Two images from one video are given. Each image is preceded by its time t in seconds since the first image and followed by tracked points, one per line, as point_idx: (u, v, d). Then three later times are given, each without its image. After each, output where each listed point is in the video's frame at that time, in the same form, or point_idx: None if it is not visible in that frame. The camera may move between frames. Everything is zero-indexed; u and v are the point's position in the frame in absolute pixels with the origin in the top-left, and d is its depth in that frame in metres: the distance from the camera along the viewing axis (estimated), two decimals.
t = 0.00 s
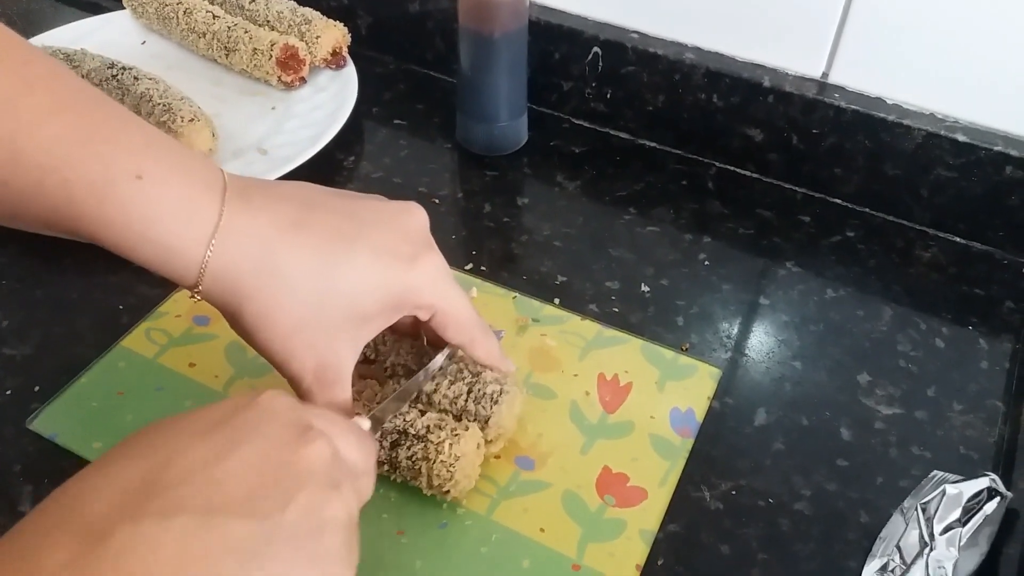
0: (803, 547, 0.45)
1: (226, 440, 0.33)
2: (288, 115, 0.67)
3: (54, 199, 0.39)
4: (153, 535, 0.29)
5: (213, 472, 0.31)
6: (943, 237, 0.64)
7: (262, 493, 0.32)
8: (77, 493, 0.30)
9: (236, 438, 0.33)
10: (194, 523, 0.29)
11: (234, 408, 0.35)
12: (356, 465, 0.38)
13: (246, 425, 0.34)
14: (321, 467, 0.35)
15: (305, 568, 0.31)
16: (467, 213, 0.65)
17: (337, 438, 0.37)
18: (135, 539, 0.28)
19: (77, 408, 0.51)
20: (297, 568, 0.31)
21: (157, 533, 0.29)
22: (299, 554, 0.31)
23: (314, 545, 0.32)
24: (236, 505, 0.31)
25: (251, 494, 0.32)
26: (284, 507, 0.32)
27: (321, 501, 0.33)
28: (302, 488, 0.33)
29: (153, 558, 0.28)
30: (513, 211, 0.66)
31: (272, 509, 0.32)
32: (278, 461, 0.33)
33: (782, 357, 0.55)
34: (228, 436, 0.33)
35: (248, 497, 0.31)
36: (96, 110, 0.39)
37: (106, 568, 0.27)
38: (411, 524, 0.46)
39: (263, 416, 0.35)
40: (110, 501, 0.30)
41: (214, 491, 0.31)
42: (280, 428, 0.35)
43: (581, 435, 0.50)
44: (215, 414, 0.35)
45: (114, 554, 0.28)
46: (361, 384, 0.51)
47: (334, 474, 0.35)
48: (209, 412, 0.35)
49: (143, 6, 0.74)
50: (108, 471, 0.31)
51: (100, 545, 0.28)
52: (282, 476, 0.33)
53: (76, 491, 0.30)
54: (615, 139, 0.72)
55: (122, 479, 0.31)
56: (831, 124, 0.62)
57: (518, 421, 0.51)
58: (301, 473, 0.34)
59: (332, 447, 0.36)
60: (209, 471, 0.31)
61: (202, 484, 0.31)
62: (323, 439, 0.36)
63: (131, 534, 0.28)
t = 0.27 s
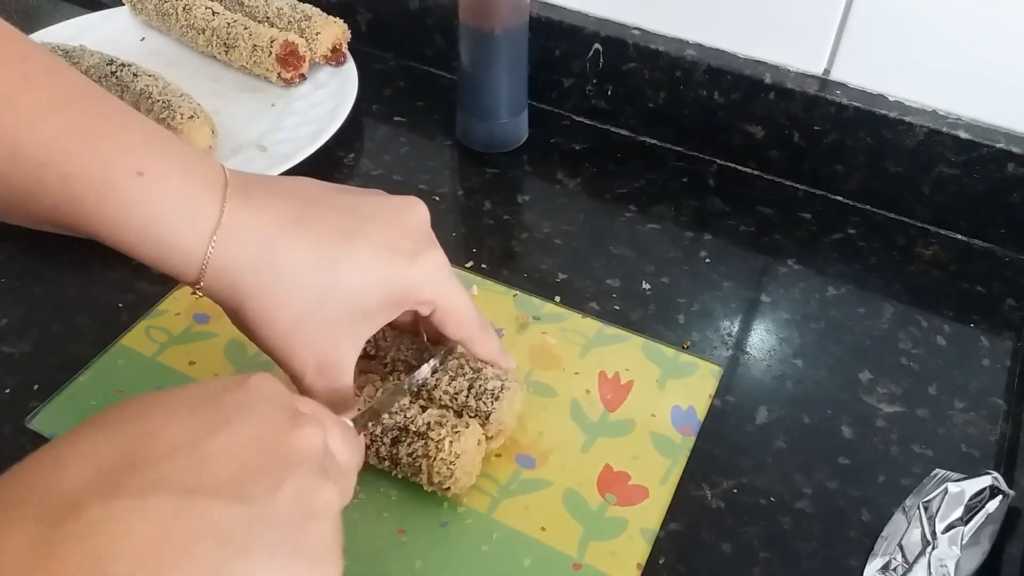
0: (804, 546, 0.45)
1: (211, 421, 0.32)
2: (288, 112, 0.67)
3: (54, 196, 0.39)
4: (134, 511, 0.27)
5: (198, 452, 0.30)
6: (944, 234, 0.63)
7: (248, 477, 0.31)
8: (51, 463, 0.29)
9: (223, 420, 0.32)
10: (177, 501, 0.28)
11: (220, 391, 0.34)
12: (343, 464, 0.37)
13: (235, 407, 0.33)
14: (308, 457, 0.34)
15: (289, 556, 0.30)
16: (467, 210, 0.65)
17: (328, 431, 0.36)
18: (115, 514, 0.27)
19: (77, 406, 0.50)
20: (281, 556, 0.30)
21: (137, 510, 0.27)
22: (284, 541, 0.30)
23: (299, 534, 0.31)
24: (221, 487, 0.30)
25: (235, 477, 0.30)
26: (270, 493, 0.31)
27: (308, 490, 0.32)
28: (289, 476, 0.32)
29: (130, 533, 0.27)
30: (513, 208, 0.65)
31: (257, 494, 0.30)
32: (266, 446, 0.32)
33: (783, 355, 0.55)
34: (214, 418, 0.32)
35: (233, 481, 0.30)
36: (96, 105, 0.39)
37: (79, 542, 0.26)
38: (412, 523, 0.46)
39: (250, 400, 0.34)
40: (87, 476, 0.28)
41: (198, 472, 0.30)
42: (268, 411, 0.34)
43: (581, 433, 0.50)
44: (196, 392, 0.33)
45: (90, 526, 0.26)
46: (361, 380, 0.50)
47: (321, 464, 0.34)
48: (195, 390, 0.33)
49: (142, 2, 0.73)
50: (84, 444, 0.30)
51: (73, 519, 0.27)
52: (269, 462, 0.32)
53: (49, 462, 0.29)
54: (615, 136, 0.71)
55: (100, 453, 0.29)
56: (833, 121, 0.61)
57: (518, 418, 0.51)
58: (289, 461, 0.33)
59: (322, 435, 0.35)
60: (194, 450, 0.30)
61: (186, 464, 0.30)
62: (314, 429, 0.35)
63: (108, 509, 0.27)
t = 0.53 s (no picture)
0: (802, 544, 0.45)
1: (265, 374, 0.33)
2: (282, 108, 0.67)
3: (44, 197, 0.39)
4: (199, 451, 0.29)
5: (256, 401, 0.32)
6: (941, 231, 0.63)
7: (303, 425, 0.32)
8: (119, 406, 0.30)
9: (275, 374, 0.33)
10: (239, 446, 0.30)
11: (272, 346, 0.35)
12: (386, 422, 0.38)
13: (287, 362, 0.34)
14: (355, 410, 0.35)
15: (340, 502, 0.32)
16: (464, 207, 0.65)
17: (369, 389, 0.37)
18: (180, 454, 0.28)
19: (70, 405, 0.50)
20: (335, 501, 0.31)
21: (202, 450, 0.29)
22: (336, 487, 0.32)
23: (349, 482, 0.32)
24: (277, 435, 0.31)
25: (290, 425, 0.32)
26: (322, 441, 0.32)
27: (356, 441, 0.34)
28: (339, 426, 0.34)
29: (199, 471, 0.28)
30: (510, 205, 0.65)
31: (311, 442, 0.32)
32: (318, 398, 0.34)
33: (780, 352, 0.55)
34: (268, 371, 0.33)
35: (288, 428, 0.32)
36: (88, 106, 0.38)
37: (152, 475, 0.27)
38: (408, 521, 0.46)
39: (302, 355, 0.35)
40: (153, 417, 0.30)
41: (255, 419, 0.31)
42: (317, 366, 0.35)
43: (579, 430, 0.50)
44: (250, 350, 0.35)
45: (159, 464, 0.28)
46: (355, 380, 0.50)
47: (367, 417, 0.36)
48: (247, 347, 0.35)
49: None
50: (146, 391, 0.31)
51: (146, 455, 0.28)
52: (321, 412, 0.33)
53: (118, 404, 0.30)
54: (612, 132, 0.71)
55: (165, 399, 0.31)
56: (830, 117, 0.61)
57: (514, 418, 0.50)
58: (337, 413, 0.34)
59: (365, 392, 0.37)
60: (250, 399, 0.32)
61: (244, 412, 0.31)
62: (358, 385, 0.36)
63: (178, 448, 0.28)
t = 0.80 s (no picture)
0: (803, 546, 0.45)
1: (271, 378, 0.34)
2: (283, 110, 0.67)
3: (45, 199, 0.39)
4: (203, 455, 0.29)
5: (262, 406, 0.32)
6: (942, 232, 0.63)
7: (306, 430, 0.33)
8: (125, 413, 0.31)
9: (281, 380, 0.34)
10: (246, 449, 0.30)
11: (275, 353, 0.36)
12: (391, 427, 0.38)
13: (292, 368, 0.35)
14: (360, 414, 0.36)
15: (347, 502, 0.32)
16: (464, 209, 0.65)
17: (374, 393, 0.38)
18: (188, 457, 0.29)
19: (70, 407, 0.50)
20: (340, 501, 0.32)
21: (212, 453, 0.29)
22: (342, 487, 0.32)
23: (355, 482, 0.33)
24: (283, 438, 0.32)
25: (293, 430, 0.32)
26: (328, 443, 0.33)
27: (361, 443, 0.35)
28: (345, 429, 0.34)
29: (209, 473, 0.29)
30: (510, 207, 0.65)
31: (317, 444, 0.33)
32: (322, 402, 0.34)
33: (781, 354, 0.55)
34: (274, 375, 0.34)
35: (295, 431, 0.32)
36: (89, 108, 0.38)
37: (164, 477, 0.28)
38: (408, 523, 0.46)
39: (306, 360, 0.36)
40: (161, 424, 0.30)
41: (262, 423, 0.32)
42: (320, 370, 0.36)
43: (579, 432, 0.50)
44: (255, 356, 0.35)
45: (168, 467, 0.28)
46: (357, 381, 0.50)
47: (373, 420, 0.36)
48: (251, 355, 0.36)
49: None
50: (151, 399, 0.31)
51: (156, 458, 0.29)
52: (326, 415, 0.34)
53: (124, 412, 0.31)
54: (612, 134, 0.71)
55: (172, 406, 0.31)
56: (830, 118, 0.61)
57: (515, 420, 0.50)
58: (343, 416, 0.35)
59: (369, 396, 0.37)
60: (256, 404, 0.32)
61: (250, 417, 0.32)
62: (363, 389, 0.37)
63: (187, 451, 0.29)
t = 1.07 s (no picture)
0: (802, 555, 0.45)
1: (234, 407, 0.34)
2: (284, 118, 0.67)
3: (48, 209, 0.39)
4: (156, 490, 0.29)
5: (222, 436, 0.32)
6: (941, 240, 0.63)
7: (267, 462, 0.32)
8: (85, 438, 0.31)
9: (244, 409, 0.34)
10: (200, 481, 0.30)
11: (240, 379, 0.35)
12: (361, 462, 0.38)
13: (258, 394, 0.35)
14: (328, 444, 0.35)
15: (309, 535, 0.32)
16: (464, 217, 0.65)
17: (344, 423, 0.37)
18: (139, 491, 0.29)
19: (71, 416, 0.50)
20: (301, 534, 0.32)
21: (163, 487, 0.29)
22: (303, 521, 0.32)
23: (322, 515, 0.33)
24: (242, 469, 0.31)
25: (255, 461, 0.32)
26: (289, 476, 0.33)
27: (326, 475, 0.34)
28: (308, 460, 0.34)
29: (158, 508, 0.28)
30: (510, 215, 0.65)
31: (278, 476, 0.32)
32: (288, 432, 0.34)
33: (780, 362, 0.55)
34: (236, 404, 0.34)
35: (255, 463, 0.32)
36: (92, 119, 0.39)
37: (110, 513, 0.28)
38: (409, 533, 0.46)
39: (272, 387, 0.35)
40: (115, 454, 0.30)
41: (219, 454, 0.32)
42: (288, 397, 0.35)
43: (579, 441, 0.50)
44: (221, 382, 0.35)
45: (117, 501, 0.28)
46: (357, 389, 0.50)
47: (342, 449, 0.36)
48: (218, 379, 0.35)
49: (136, 7, 0.73)
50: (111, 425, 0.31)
51: (104, 491, 0.28)
52: (289, 445, 0.34)
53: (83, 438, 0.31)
54: (611, 141, 0.71)
55: (130, 433, 0.31)
56: (829, 127, 0.61)
57: (516, 428, 0.50)
58: (307, 446, 0.34)
59: (339, 425, 0.37)
60: (218, 435, 0.32)
61: (207, 447, 0.31)
62: (332, 418, 0.37)
63: (135, 486, 0.29)
